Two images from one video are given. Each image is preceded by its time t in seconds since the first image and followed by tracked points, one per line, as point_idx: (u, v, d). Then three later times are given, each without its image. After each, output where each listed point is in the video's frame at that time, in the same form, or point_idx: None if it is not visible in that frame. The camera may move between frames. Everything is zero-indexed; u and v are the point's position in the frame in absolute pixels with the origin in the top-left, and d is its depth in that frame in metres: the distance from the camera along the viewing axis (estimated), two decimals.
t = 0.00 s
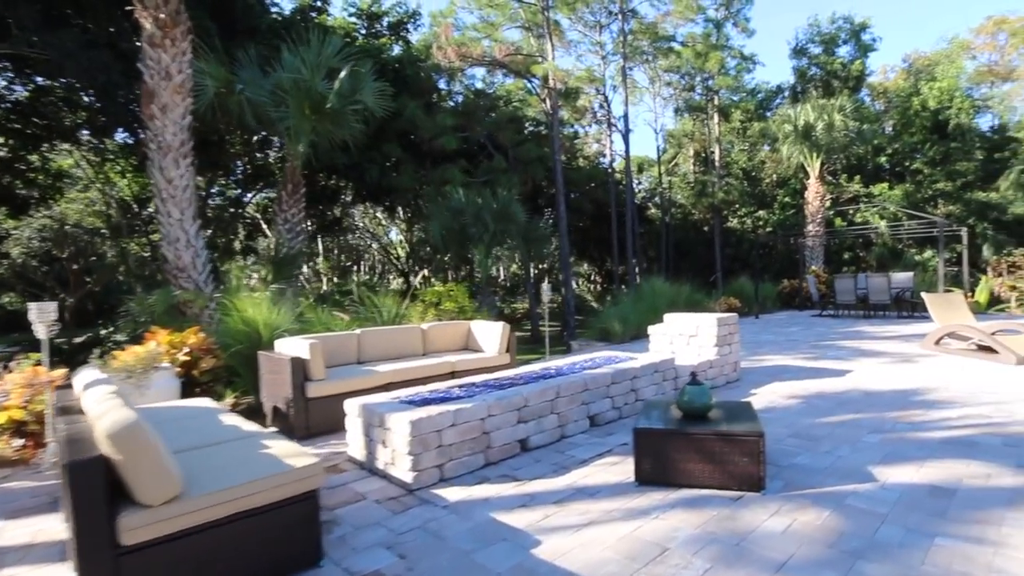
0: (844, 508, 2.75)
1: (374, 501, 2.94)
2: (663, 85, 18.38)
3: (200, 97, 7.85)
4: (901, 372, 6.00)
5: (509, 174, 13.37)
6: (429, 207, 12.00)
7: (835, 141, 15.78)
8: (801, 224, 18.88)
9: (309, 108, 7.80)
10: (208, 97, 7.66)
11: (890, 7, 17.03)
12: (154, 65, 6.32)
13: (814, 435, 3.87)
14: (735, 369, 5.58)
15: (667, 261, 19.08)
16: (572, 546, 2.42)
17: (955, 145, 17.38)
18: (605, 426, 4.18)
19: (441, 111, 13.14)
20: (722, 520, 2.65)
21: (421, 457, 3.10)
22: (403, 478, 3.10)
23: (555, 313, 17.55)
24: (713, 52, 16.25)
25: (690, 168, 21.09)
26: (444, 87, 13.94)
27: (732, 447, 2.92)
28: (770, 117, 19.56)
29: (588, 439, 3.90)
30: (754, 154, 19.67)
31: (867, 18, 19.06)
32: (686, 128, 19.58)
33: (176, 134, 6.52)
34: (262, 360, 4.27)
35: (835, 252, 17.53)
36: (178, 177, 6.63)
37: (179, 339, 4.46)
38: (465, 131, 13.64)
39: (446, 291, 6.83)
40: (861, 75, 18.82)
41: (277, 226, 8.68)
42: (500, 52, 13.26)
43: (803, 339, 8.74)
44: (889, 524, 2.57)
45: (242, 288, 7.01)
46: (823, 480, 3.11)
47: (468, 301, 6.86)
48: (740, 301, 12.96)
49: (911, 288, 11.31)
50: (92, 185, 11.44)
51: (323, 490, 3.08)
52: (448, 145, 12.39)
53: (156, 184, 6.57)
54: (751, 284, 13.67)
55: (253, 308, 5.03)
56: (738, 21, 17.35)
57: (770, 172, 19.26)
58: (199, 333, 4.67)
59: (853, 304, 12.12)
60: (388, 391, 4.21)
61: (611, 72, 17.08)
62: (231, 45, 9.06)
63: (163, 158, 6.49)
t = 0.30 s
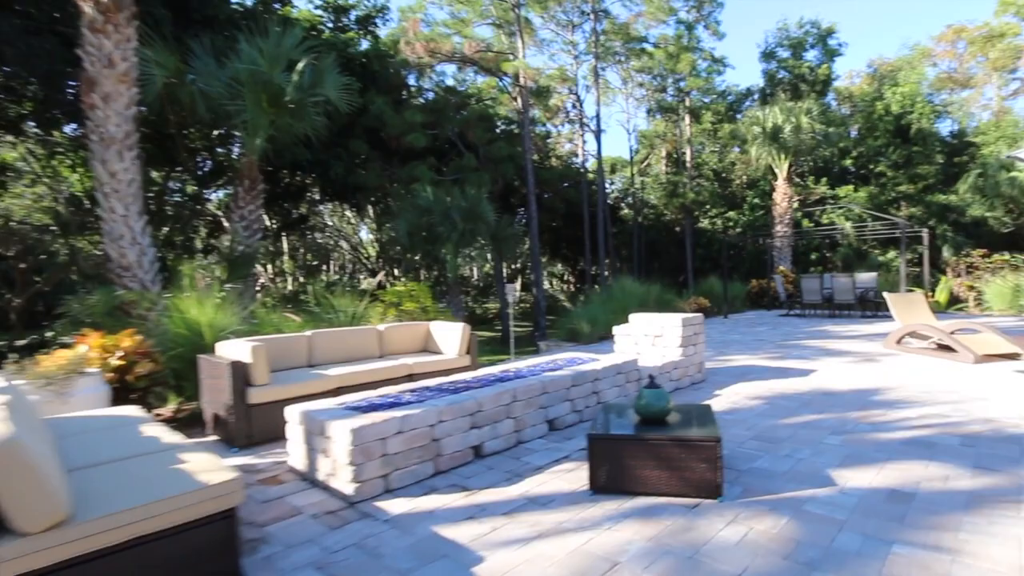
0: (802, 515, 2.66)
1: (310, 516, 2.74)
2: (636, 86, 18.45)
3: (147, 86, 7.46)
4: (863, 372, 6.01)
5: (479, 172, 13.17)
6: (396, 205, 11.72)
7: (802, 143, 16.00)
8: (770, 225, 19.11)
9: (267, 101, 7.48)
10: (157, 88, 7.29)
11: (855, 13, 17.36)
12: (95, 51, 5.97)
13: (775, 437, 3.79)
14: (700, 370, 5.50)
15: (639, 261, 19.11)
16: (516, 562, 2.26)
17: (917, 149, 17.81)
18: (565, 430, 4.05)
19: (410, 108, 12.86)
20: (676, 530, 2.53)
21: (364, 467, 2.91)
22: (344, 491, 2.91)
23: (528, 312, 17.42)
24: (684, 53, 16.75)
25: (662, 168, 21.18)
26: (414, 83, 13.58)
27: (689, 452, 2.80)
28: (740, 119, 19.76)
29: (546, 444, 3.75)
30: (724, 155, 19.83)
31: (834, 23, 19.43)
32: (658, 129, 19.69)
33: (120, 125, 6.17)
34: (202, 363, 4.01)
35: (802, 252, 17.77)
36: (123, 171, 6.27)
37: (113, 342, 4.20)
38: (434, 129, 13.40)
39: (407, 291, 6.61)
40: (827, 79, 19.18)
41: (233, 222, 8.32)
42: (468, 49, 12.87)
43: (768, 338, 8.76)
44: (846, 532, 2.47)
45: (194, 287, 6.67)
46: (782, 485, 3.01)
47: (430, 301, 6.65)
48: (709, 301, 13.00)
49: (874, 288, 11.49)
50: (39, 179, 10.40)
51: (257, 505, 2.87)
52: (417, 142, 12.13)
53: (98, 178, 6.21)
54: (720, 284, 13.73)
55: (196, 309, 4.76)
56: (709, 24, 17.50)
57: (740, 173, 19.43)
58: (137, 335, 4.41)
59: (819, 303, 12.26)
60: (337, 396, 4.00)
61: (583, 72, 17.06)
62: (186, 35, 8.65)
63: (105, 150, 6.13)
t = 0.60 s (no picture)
0: (756, 531, 2.51)
1: (225, 544, 2.48)
2: (604, 86, 18.44)
3: (78, 74, 6.97)
4: (823, 373, 5.98)
5: (444, 170, 12.87)
6: (356, 203, 11.35)
7: (766, 144, 16.18)
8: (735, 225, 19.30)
9: (212, 93, 7.06)
10: (89, 74, 6.84)
11: (817, 18, 17.61)
12: (16, 33, 5.52)
13: (733, 445, 3.66)
14: (660, 373, 5.38)
15: (607, 261, 19.09)
16: None
17: (875, 153, 18.20)
18: (516, 440, 3.85)
19: (371, 103, 12.48)
20: (623, 551, 2.35)
21: (288, 487, 2.66)
22: (266, 513, 2.66)
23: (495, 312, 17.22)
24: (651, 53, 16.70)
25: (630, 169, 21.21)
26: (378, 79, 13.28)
27: (639, 466, 2.63)
28: (706, 120, 19.91)
29: (495, 456, 3.55)
30: (691, 156, 19.96)
31: (797, 28, 19.75)
32: (626, 129, 19.73)
33: (44, 113, 5.73)
34: (121, 372, 3.67)
35: (766, 253, 17.97)
36: (48, 162, 5.81)
37: (21, 349, 3.81)
38: (398, 125, 13.05)
39: (360, 292, 6.32)
40: (791, 82, 19.49)
41: (176, 217, 7.86)
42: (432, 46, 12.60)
43: (731, 339, 8.74)
44: (801, 550, 2.33)
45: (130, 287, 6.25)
46: (736, 498, 2.87)
47: (385, 302, 6.38)
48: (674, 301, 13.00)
49: (834, 288, 11.65)
50: None
51: (167, 531, 2.59)
52: (378, 138, 11.78)
53: (21, 170, 5.75)
54: (685, 284, 13.77)
55: (121, 312, 4.41)
56: (676, 26, 17.59)
57: (707, 174, 19.57)
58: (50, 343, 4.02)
59: (782, 304, 12.38)
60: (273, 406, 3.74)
61: (551, 71, 16.93)
62: (127, 20, 8.16)
63: (28, 140, 5.68)
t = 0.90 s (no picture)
0: (703, 553, 2.34)
1: None
2: (568, 87, 18.48)
3: None
4: (778, 376, 5.94)
5: (402, 168, 12.55)
6: (308, 201, 10.89)
7: (726, 148, 16.35)
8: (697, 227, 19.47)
9: (146, 83, 6.59)
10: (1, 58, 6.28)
11: (776, 24, 17.94)
12: None
13: (685, 454, 3.50)
14: (616, 378, 5.22)
15: (571, 262, 19.01)
16: None
17: (830, 158, 18.65)
18: (459, 453, 3.61)
19: (326, 98, 12.04)
20: None
21: (188, 518, 2.36)
22: (162, 548, 2.35)
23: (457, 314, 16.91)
24: (615, 56, 17.03)
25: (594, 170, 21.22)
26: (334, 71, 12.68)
27: (580, 486, 2.42)
28: (668, 123, 20.06)
29: (434, 472, 3.30)
30: (654, 158, 20.07)
31: (756, 34, 20.06)
32: (590, 130, 19.75)
33: None
34: (14, 384, 3.28)
35: (727, 254, 18.16)
36: None
37: None
38: (354, 121, 12.62)
39: (302, 294, 5.95)
40: (750, 87, 19.81)
41: (105, 214, 7.29)
42: (390, 39, 12.46)
43: (690, 341, 8.70)
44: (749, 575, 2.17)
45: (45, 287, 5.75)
46: (686, 514, 2.69)
47: (330, 305, 6.04)
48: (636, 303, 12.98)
49: (791, 290, 11.80)
50: None
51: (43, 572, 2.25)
52: (333, 134, 11.37)
53: None
54: (646, 285, 13.77)
55: (22, 318, 3.99)
56: (639, 28, 17.65)
57: (669, 177, 19.70)
58: None
59: (740, 305, 12.49)
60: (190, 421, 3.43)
61: (514, 70, 16.80)
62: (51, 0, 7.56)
63: None
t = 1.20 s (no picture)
0: None
1: None
2: (535, 86, 18.29)
3: None
4: (738, 380, 5.82)
5: (362, 165, 12.22)
6: (259, 197, 10.39)
7: (691, 149, 16.36)
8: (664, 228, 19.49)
9: (73, 68, 6.10)
10: None
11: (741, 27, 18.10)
12: None
13: (638, 468, 3.29)
14: (572, 384, 5.01)
15: (537, 263, 18.82)
16: None
17: (792, 161, 18.90)
18: (397, 471, 3.32)
19: (280, 90, 11.54)
20: None
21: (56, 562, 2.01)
22: None
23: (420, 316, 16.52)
24: (581, 55, 16.96)
25: (561, 169, 21.08)
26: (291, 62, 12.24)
27: (516, 514, 2.17)
28: (635, 123, 20.02)
29: (365, 494, 3.00)
30: (621, 158, 20.03)
31: (721, 37, 20.12)
32: (557, 129, 19.62)
33: None
34: None
35: (693, 256, 18.22)
36: None
37: None
38: (310, 115, 12.21)
39: (238, 296, 5.58)
40: (715, 89, 19.97)
41: (27, 209, 6.71)
42: (347, 30, 11.97)
43: (653, 343, 8.56)
44: None
45: None
46: (634, 540, 2.47)
47: (270, 307, 5.65)
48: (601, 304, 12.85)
49: (753, 291, 11.83)
50: None
51: None
52: (287, 128, 10.90)
53: None
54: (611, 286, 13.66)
55: None
56: (606, 28, 17.59)
57: (636, 177, 19.65)
58: None
59: (704, 307, 12.48)
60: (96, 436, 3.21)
61: (480, 67, 16.54)
62: None
63: None
